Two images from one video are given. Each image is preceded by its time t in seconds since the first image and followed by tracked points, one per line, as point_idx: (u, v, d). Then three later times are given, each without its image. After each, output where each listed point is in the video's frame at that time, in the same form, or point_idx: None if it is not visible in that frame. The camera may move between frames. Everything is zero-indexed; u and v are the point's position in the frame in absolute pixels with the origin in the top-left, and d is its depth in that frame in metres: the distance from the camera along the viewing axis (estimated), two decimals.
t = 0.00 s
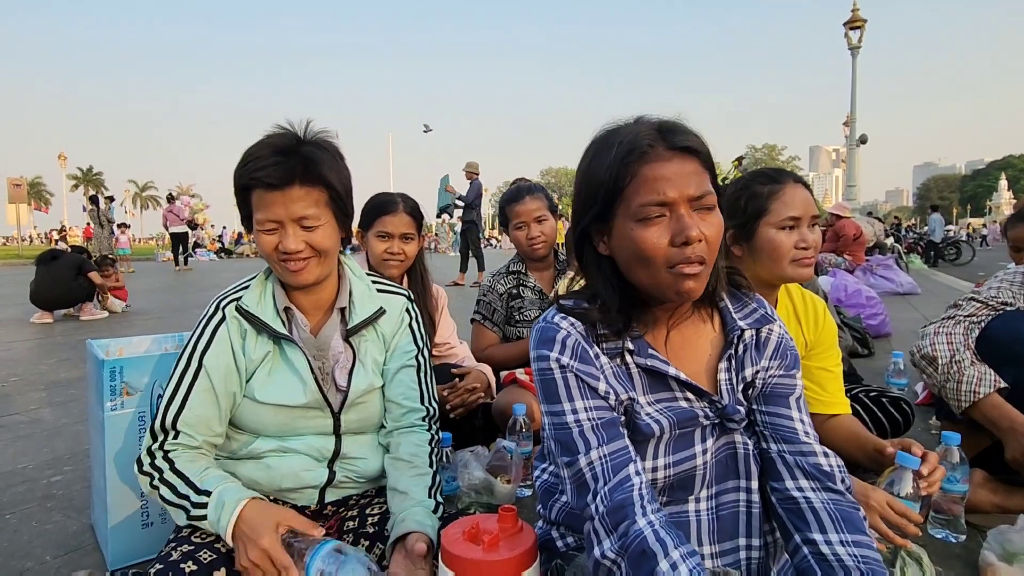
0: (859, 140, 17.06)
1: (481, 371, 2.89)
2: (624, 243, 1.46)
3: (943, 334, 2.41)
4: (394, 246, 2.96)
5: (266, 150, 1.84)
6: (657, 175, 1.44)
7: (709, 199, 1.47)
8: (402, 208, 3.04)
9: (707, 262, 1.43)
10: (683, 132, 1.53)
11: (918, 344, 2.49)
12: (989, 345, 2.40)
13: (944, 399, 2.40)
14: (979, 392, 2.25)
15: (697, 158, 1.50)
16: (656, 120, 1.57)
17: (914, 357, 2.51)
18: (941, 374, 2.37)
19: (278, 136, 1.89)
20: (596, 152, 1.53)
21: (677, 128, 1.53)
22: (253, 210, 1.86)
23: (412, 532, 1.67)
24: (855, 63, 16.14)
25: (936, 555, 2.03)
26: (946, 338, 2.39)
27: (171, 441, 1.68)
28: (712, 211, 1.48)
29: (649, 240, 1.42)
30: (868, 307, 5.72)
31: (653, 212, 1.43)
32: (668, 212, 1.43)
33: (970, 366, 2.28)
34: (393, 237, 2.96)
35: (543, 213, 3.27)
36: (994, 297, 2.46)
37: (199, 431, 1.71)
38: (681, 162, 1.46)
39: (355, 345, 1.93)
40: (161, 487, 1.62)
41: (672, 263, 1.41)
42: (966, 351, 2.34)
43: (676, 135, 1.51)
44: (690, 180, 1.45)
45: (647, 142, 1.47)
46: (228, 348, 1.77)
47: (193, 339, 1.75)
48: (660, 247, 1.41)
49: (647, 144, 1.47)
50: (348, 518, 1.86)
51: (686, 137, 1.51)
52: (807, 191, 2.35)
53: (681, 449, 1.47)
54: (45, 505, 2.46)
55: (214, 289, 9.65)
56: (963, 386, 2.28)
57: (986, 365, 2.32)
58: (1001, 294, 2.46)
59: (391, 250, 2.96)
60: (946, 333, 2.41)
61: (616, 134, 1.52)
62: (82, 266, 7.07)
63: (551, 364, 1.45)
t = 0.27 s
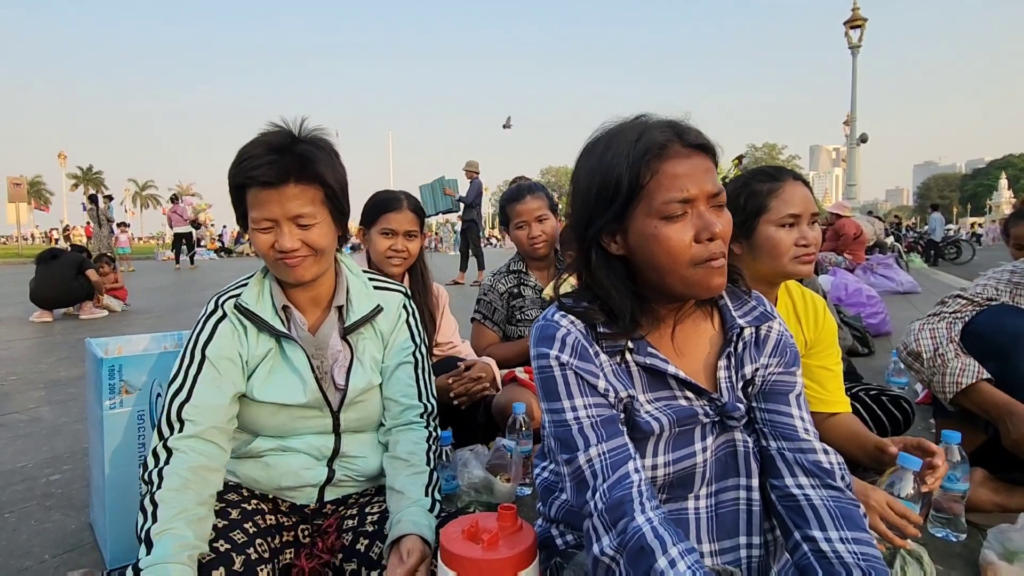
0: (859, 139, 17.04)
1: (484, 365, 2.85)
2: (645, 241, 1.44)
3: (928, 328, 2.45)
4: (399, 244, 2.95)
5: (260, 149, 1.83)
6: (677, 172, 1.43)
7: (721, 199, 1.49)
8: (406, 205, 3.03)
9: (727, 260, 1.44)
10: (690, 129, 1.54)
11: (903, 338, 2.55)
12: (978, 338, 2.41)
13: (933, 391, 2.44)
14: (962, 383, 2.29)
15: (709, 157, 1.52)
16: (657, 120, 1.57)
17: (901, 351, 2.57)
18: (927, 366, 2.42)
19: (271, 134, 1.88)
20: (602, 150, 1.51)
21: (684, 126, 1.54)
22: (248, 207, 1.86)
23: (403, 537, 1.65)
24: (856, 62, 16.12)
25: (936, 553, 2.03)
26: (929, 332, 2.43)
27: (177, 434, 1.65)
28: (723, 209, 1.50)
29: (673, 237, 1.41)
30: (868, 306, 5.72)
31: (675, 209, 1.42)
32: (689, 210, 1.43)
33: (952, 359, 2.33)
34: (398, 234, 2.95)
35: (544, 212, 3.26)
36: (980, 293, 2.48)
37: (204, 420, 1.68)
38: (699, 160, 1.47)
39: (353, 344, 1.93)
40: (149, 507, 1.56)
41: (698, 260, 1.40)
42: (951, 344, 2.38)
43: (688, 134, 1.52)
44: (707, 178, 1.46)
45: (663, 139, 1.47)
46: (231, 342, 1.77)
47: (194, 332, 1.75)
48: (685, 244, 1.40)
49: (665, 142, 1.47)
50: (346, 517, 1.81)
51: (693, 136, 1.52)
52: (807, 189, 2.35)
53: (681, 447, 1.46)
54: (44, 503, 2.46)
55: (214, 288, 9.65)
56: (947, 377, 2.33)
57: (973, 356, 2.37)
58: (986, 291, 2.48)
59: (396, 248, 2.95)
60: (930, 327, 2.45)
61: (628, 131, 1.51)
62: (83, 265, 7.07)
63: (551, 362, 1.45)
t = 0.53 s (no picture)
0: (859, 138, 17.04)
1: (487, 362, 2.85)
2: (637, 238, 1.44)
3: (917, 324, 2.45)
4: (409, 244, 2.94)
5: (256, 146, 1.83)
6: (668, 170, 1.43)
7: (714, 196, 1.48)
8: (416, 205, 3.04)
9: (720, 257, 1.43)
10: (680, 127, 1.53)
11: (892, 335, 2.54)
12: (965, 334, 2.39)
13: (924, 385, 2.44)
14: (952, 376, 2.30)
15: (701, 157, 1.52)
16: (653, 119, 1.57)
17: (890, 347, 2.56)
18: (918, 361, 2.42)
19: (268, 132, 1.88)
20: (600, 148, 1.51)
21: (674, 125, 1.54)
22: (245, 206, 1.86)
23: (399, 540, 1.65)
24: (855, 61, 16.11)
25: (936, 552, 2.02)
26: (919, 327, 2.43)
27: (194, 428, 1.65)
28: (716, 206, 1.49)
29: (663, 234, 1.40)
30: (867, 305, 5.71)
31: (665, 207, 1.42)
32: (679, 207, 1.42)
33: (941, 353, 2.33)
34: (408, 234, 2.95)
35: (543, 210, 3.26)
36: (968, 290, 2.48)
37: (220, 409, 1.68)
38: (690, 158, 1.47)
39: (352, 342, 1.93)
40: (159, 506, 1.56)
41: (687, 257, 1.40)
42: (939, 339, 2.37)
43: (680, 133, 1.52)
44: (698, 176, 1.45)
45: (654, 138, 1.48)
46: (237, 339, 1.76)
47: (198, 330, 1.74)
48: (674, 241, 1.40)
49: (654, 142, 1.47)
50: (346, 516, 1.81)
51: (683, 134, 1.52)
52: (806, 187, 2.35)
53: (678, 439, 1.46)
54: (43, 503, 2.46)
55: (214, 287, 9.64)
56: (937, 371, 2.33)
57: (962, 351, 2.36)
58: (974, 287, 2.49)
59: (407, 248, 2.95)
60: (919, 323, 2.44)
61: (620, 131, 1.51)
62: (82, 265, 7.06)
63: (550, 354, 1.45)
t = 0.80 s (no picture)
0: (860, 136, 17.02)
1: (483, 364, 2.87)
2: (628, 237, 1.44)
3: (911, 322, 2.46)
4: (411, 240, 2.95)
5: (267, 138, 1.85)
6: (659, 169, 1.43)
7: (706, 195, 1.47)
8: (416, 202, 3.04)
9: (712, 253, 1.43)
10: (675, 128, 1.54)
11: (887, 335, 2.56)
12: (958, 331, 2.38)
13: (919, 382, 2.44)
14: (945, 372, 2.30)
15: (692, 155, 1.51)
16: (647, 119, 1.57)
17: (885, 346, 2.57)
18: (912, 359, 2.43)
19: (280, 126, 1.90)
20: (595, 148, 1.51)
21: (668, 125, 1.54)
22: (252, 197, 1.85)
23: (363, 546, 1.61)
24: (856, 59, 16.08)
25: (937, 552, 2.02)
26: (912, 326, 2.44)
27: (173, 442, 1.66)
28: (710, 205, 1.48)
29: (653, 232, 1.40)
30: (868, 302, 5.70)
31: (655, 207, 1.41)
32: (669, 207, 1.42)
33: (935, 350, 2.33)
34: (409, 230, 2.95)
35: (543, 209, 3.26)
36: (962, 288, 2.46)
37: (197, 430, 1.69)
38: (679, 157, 1.47)
39: (353, 343, 1.92)
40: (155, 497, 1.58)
41: (677, 255, 1.39)
42: (933, 336, 2.38)
43: (672, 133, 1.52)
44: (690, 175, 1.45)
45: (644, 137, 1.47)
46: (225, 347, 1.75)
47: (188, 338, 1.73)
48: (662, 239, 1.40)
49: (646, 142, 1.47)
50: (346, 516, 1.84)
51: (679, 134, 1.52)
52: (806, 184, 2.34)
53: (676, 437, 1.46)
54: (43, 503, 2.45)
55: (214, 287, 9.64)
56: (930, 367, 2.34)
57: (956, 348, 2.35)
58: (968, 285, 2.47)
59: (408, 244, 2.94)
60: (912, 321, 2.46)
61: (612, 133, 1.52)
62: (83, 264, 7.06)
63: (549, 351, 1.44)
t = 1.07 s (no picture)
0: (862, 134, 17.01)
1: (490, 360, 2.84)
2: (612, 237, 1.45)
3: (909, 320, 2.46)
4: (415, 242, 2.96)
5: (271, 133, 1.86)
6: (643, 170, 1.42)
7: (694, 192, 1.45)
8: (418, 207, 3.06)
9: (695, 254, 1.42)
10: (667, 128, 1.52)
11: (885, 332, 2.55)
12: (956, 328, 2.37)
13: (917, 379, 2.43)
14: (943, 369, 2.29)
15: (681, 155, 1.49)
16: (640, 119, 1.56)
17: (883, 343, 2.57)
18: (910, 356, 2.42)
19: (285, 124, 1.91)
20: (585, 149, 1.52)
21: (661, 124, 1.53)
22: (254, 193, 1.86)
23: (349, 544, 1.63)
24: (858, 57, 16.06)
25: (938, 550, 2.01)
26: (911, 323, 2.44)
27: (171, 436, 1.68)
28: (699, 203, 1.47)
29: (634, 234, 1.41)
30: (870, 300, 5.69)
31: (638, 208, 1.41)
32: (653, 208, 1.41)
33: (932, 347, 2.33)
34: (414, 232, 2.96)
35: (546, 207, 3.26)
36: (960, 286, 2.46)
37: (193, 426, 1.71)
38: (665, 158, 1.45)
39: (353, 343, 1.92)
40: (172, 477, 1.63)
41: (657, 256, 1.40)
42: (931, 333, 2.38)
43: (661, 133, 1.50)
44: (676, 176, 1.44)
45: (630, 139, 1.47)
46: (223, 346, 1.75)
47: (186, 337, 1.73)
48: (645, 241, 1.40)
49: (633, 144, 1.46)
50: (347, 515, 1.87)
51: (670, 133, 1.51)
52: (805, 182, 2.34)
53: (674, 432, 1.46)
54: (44, 501, 2.46)
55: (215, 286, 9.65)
56: (928, 364, 2.33)
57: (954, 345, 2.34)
58: (966, 283, 2.47)
59: (412, 247, 2.95)
60: (911, 318, 2.46)
61: (601, 134, 1.53)
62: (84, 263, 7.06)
63: (547, 348, 1.44)
